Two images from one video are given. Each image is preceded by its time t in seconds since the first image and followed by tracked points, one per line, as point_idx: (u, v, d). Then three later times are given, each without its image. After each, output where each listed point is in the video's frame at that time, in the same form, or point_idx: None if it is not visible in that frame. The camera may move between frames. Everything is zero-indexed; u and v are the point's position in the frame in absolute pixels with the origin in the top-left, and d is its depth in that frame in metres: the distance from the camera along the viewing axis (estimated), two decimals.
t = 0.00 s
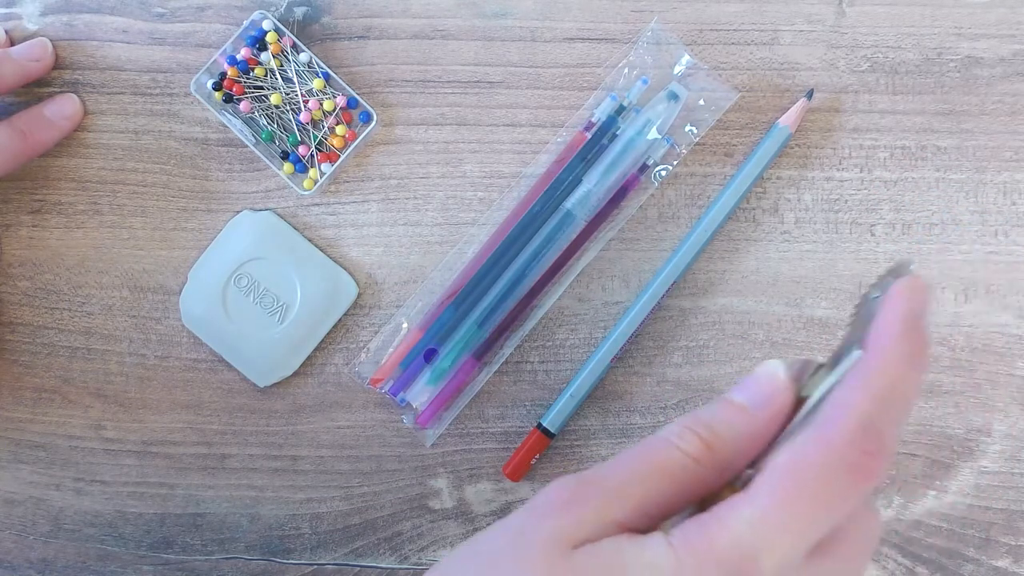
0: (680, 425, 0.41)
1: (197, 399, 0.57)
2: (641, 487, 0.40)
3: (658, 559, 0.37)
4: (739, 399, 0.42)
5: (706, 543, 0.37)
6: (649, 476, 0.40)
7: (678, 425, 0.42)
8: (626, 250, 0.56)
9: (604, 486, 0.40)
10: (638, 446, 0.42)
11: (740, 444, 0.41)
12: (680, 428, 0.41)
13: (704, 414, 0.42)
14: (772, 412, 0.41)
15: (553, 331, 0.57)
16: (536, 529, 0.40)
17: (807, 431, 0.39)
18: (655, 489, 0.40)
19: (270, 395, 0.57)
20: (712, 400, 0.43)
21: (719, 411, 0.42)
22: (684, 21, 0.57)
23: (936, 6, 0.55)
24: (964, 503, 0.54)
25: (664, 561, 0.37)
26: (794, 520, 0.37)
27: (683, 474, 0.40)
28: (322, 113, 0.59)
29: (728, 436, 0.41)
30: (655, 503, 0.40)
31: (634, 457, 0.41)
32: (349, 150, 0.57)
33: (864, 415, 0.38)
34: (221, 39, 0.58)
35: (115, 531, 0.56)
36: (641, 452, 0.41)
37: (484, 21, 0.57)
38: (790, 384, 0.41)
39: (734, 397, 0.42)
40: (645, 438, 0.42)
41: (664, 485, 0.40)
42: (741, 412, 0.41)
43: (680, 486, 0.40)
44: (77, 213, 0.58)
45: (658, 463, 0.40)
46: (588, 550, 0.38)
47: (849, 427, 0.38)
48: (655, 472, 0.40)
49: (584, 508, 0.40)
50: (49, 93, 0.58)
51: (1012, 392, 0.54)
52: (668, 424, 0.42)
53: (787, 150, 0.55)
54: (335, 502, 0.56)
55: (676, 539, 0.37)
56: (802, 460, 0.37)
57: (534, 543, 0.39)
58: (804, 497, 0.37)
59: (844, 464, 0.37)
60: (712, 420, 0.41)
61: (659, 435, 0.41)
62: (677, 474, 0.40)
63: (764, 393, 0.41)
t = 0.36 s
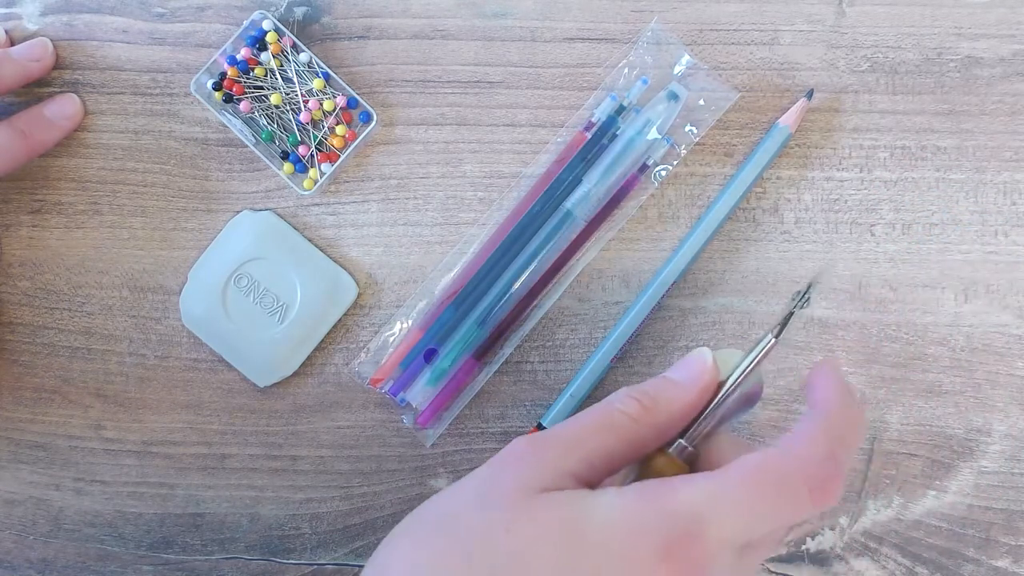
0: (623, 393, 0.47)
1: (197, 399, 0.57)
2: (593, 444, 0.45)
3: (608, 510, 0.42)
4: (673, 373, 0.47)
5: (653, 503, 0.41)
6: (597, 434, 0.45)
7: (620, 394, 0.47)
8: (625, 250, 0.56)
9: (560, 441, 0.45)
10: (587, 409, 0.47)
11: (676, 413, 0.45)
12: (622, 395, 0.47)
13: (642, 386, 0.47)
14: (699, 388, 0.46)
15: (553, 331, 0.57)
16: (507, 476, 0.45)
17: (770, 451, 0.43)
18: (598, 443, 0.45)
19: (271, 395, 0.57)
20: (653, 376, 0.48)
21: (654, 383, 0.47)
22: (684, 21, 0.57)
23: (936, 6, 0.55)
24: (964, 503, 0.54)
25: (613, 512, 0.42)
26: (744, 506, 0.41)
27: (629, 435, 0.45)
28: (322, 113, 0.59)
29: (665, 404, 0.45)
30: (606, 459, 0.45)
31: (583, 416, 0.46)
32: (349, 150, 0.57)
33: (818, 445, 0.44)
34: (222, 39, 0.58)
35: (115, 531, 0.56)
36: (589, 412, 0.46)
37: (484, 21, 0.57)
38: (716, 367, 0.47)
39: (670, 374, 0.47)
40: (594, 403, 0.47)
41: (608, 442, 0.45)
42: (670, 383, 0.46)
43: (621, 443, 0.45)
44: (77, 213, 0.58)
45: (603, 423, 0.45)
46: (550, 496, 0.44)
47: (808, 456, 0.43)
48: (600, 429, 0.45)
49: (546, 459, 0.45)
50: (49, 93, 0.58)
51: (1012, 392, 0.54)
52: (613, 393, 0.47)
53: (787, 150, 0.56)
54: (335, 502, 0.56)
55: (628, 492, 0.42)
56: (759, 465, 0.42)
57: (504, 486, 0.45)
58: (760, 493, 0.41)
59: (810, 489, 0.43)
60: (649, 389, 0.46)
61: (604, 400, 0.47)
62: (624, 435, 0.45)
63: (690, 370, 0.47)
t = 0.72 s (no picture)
0: (637, 386, 0.46)
1: (196, 399, 0.57)
2: (609, 436, 0.45)
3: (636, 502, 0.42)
4: (685, 370, 0.47)
5: (683, 499, 0.42)
6: (614, 426, 0.45)
7: (634, 387, 0.46)
8: (625, 250, 0.56)
9: (578, 431, 0.45)
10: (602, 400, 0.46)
11: (689, 409, 0.45)
12: (636, 388, 0.46)
13: (655, 380, 0.47)
14: (710, 386, 0.46)
15: (553, 331, 0.57)
16: (534, 462, 0.44)
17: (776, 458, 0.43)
18: (614, 434, 0.45)
19: (271, 395, 0.57)
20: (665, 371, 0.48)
21: (667, 378, 0.47)
22: (684, 21, 0.57)
23: (936, 6, 0.55)
24: (964, 503, 0.54)
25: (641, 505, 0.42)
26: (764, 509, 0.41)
27: (644, 428, 0.45)
28: (322, 113, 0.59)
29: (678, 400, 0.45)
30: (621, 450, 0.45)
31: (599, 407, 0.46)
32: (349, 150, 0.57)
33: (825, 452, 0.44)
34: (222, 39, 0.58)
35: (115, 531, 0.56)
36: (605, 403, 0.46)
37: (484, 21, 0.57)
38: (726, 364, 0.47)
39: (682, 370, 0.47)
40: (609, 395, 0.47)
41: (624, 434, 0.45)
42: (682, 379, 0.46)
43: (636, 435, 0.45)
44: (77, 213, 0.58)
45: (619, 414, 0.45)
46: (576, 484, 0.43)
47: (818, 461, 0.43)
48: (617, 420, 0.45)
49: (566, 448, 0.44)
50: (49, 93, 0.58)
51: (1012, 392, 0.54)
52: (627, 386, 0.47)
53: (787, 150, 0.55)
54: (335, 502, 0.56)
55: (656, 484, 0.42)
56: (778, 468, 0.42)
57: (525, 474, 0.44)
58: (778, 497, 0.41)
59: (823, 494, 0.42)
60: (662, 383, 0.46)
61: (619, 392, 0.46)
62: (641, 428, 0.45)
63: (700, 366, 0.47)
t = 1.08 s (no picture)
0: (651, 371, 0.47)
1: (196, 399, 0.57)
2: (626, 419, 0.45)
3: (653, 485, 0.42)
4: (696, 356, 0.48)
5: (697, 480, 0.42)
6: (630, 408, 0.45)
7: (648, 372, 0.47)
8: (625, 250, 0.56)
9: (595, 414, 0.45)
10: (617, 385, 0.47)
11: (703, 393, 0.46)
12: (650, 373, 0.47)
13: (667, 366, 0.47)
14: (722, 371, 0.47)
15: (553, 331, 0.57)
16: (552, 445, 0.44)
17: (786, 442, 0.44)
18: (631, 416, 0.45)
19: (271, 395, 0.57)
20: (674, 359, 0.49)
21: (679, 364, 0.47)
22: (684, 21, 0.57)
23: (936, 7, 0.55)
24: (964, 503, 0.54)
25: (661, 486, 0.42)
26: (779, 493, 0.42)
27: (659, 410, 0.45)
28: (322, 113, 0.59)
29: (692, 384, 0.46)
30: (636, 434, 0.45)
31: (615, 391, 0.46)
32: (349, 150, 0.57)
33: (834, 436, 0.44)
34: (222, 39, 0.58)
35: (115, 531, 0.56)
36: (621, 387, 0.46)
37: (484, 21, 0.57)
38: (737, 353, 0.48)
39: (693, 357, 0.48)
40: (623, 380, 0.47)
41: (641, 416, 0.45)
42: (694, 364, 0.47)
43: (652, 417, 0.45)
44: (77, 213, 0.58)
45: (635, 397, 0.45)
46: (595, 466, 0.43)
47: (828, 446, 0.43)
48: (633, 402, 0.45)
49: (584, 430, 0.44)
50: (49, 93, 0.58)
51: (1012, 392, 0.54)
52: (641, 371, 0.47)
53: (787, 150, 0.56)
54: (335, 502, 0.56)
55: (675, 465, 0.42)
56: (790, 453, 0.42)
57: (544, 456, 0.44)
58: (792, 481, 0.42)
59: (834, 477, 0.43)
60: (676, 367, 0.47)
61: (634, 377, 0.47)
62: (656, 411, 0.45)
63: (711, 353, 0.47)
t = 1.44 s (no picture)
0: (667, 352, 0.47)
1: (196, 399, 0.57)
2: (641, 399, 0.45)
3: (673, 460, 0.42)
4: (711, 339, 0.47)
5: (716, 457, 0.42)
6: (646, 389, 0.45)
7: (664, 353, 0.47)
8: (626, 250, 0.56)
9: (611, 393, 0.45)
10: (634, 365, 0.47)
11: (718, 375, 0.46)
12: (666, 354, 0.47)
13: (683, 348, 0.47)
14: (737, 353, 0.46)
15: (553, 331, 0.57)
16: (572, 421, 0.44)
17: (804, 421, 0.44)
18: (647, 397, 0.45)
19: (271, 395, 0.57)
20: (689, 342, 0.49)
21: (695, 346, 0.47)
22: (684, 21, 0.57)
23: (936, 6, 0.55)
24: (964, 503, 0.54)
25: (681, 463, 0.42)
26: (794, 468, 0.42)
27: (674, 391, 0.45)
28: (322, 113, 0.59)
29: (707, 365, 0.46)
30: (652, 413, 0.45)
31: (632, 371, 0.46)
32: (349, 150, 0.57)
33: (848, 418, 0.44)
34: (222, 39, 0.58)
35: (115, 531, 0.57)
36: (637, 367, 0.46)
37: (484, 21, 0.57)
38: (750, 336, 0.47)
39: (709, 340, 0.47)
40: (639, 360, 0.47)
41: (656, 396, 0.45)
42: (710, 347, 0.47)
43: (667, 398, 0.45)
44: (77, 213, 0.58)
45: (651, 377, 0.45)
46: (615, 441, 0.43)
47: (843, 427, 0.44)
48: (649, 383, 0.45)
49: (601, 408, 0.44)
50: (48, 93, 0.58)
51: (1012, 392, 0.54)
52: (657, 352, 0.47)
53: (787, 150, 0.55)
54: (335, 502, 0.56)
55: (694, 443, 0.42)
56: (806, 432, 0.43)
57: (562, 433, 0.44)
58: (807, 457, 0.42)
59: (850, 456, 0.43)
60: (692, 349, 0.47)
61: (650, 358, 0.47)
62: (671, 391, 0.45)
63: (727, 336, 0.47)
